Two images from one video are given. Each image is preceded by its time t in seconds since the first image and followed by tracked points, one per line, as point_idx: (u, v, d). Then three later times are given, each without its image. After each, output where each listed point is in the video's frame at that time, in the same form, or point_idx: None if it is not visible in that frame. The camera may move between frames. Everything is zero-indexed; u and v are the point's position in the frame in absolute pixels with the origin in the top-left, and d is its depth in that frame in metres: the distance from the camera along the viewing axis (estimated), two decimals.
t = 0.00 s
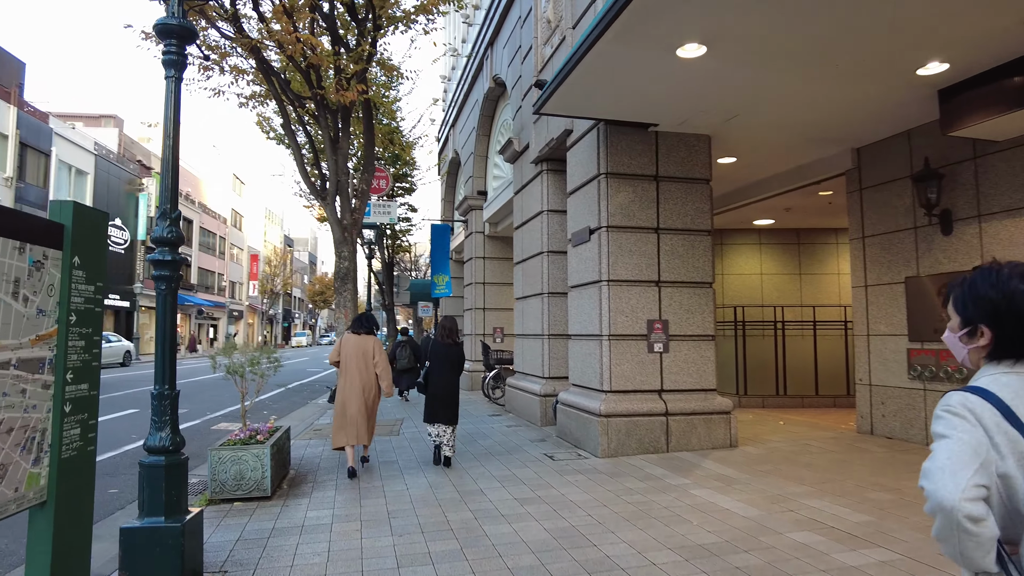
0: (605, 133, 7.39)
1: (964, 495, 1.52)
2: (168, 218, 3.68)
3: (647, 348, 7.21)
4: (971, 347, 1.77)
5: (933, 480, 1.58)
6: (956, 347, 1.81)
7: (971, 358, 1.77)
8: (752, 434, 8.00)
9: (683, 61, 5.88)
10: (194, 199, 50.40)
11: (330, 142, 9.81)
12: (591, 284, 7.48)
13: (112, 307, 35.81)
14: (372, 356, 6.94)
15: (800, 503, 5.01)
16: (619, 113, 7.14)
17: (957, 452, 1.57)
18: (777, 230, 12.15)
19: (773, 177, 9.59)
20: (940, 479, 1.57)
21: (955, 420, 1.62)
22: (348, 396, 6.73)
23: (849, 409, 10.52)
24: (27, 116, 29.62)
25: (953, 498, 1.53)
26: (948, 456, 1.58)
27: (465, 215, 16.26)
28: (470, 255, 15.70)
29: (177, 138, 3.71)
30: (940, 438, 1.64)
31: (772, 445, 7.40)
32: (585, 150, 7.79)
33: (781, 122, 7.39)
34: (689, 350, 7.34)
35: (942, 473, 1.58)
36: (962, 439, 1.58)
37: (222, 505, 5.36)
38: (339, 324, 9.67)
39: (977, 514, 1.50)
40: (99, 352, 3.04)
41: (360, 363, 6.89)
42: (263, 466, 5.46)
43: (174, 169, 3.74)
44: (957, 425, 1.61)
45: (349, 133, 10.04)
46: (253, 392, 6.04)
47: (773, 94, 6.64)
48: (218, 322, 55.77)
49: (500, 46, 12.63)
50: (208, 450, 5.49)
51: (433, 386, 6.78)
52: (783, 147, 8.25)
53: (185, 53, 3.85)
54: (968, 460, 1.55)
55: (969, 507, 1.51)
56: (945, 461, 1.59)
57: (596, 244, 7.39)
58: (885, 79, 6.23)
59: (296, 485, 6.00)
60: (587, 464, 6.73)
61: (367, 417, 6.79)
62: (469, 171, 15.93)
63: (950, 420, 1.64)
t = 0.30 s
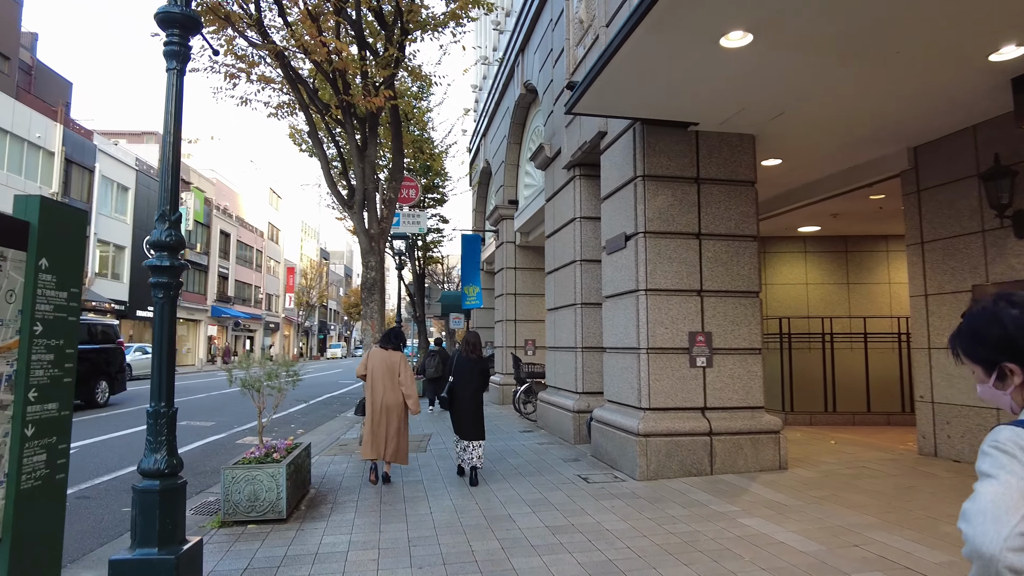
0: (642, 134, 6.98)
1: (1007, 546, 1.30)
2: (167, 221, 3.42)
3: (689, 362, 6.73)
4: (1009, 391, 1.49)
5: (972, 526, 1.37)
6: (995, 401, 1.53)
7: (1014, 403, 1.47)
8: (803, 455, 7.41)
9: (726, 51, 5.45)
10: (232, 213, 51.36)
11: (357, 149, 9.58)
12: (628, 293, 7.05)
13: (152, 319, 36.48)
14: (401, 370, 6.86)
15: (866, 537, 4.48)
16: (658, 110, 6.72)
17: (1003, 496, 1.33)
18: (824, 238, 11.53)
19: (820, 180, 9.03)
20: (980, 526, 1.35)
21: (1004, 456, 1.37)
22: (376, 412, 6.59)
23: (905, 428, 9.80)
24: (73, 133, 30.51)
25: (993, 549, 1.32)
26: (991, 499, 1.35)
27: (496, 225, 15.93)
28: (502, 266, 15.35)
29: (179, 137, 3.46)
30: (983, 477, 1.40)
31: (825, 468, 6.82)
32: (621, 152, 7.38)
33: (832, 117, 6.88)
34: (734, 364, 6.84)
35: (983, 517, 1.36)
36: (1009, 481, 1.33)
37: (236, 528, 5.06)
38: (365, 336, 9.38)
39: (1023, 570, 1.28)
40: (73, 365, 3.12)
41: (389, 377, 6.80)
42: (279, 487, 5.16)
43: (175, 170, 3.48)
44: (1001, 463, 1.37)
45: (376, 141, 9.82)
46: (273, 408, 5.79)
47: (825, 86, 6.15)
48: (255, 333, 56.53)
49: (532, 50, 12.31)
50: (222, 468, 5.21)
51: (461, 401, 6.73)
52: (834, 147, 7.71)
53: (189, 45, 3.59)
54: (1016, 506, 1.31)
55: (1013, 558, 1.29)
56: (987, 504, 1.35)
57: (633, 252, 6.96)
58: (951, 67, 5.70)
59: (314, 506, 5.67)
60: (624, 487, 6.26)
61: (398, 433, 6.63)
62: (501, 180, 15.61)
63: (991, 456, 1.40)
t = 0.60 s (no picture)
0: (674, 129, 6.59)
1: (1000, 544, 1.34)
2: (152, 216, 3.15)
3: (726, 372, 6.29)
4: (992, 390, 1.60)
5: (964, 527, 1.41)
6: (983, 403, 1.63)
7: (998, 399, 1.58)
8: (849, 472, 6.89)
9: (768, 32, 5.04)
10: (260, 222, 51.90)
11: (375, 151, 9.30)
12: (659, 299, 6.65)
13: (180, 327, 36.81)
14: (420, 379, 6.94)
15: (934, 570, 3.98)
16: (691, 101, 6.33)
17: (992, 495, 1.38)
18: (863, 241, 10.97)
19: (863, 178, 8.50)
20: (972, 527, 1.39)
21: (991, 453, 1.42)
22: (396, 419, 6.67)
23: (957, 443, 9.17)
24: (104, 144, 31.03)
25: (988, 549, 1.36)
26: (979, 498, 1.40)
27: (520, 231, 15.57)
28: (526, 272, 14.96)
29: (171, 126, 3.19)
30: (974, 479, 1.45)
31: (876, 486, 6.30)
32: (651, 149, 7.00)
33: (878, 108, 6.43)
34: (774, 374, 6.38)
35: (975, 519, 1.40)
36: (997, 479, 1.38)
37: (240, 548, 4.75)
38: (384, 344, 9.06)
39: (1020, 567, 1.32)
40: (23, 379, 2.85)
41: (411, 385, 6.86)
42: (286, 505, 4.83)
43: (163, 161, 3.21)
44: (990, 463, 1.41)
45: (395, 144, 9.57)
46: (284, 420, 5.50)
47: (872, 73, 5.71)
48: (281, 342, 56.93)
49: (556, 51, 11.98)
50: (227, 484, 4.91)
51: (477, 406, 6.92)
52: (878, 140, 7.24)
53: (181, 27, 3.30)
54: (1007, 504, 1.35)
55: (1010, 556, 1.33)
56: (976, 504, 1.40)
57: (664, 254, 6.56)
58: (1015, 49, 5.22)
59: (325, 524, 5.35)
60: (657, 506, 5.83)
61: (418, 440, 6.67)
62: (525, 185, 15.26)
63: (981, 457, 1.44)
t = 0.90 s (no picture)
0: (705, 123, 6.20)
1: None
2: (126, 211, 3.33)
3: (765, 383, 5.85)
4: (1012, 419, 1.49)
5: (1003, 552, 1.23)
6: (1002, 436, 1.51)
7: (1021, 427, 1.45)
8: (900, 492, 6.36)
9: (809, 13, 4.62)
10: (285, 233, 52.36)
11: (393, 155, 9.03)
12: (692, 304, 6.24)
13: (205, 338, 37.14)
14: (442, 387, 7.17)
15: None
16: (724, 93, 5.93)
17: None
18: (905, 244, 10.39)
19: (908, 176, 7.98)
20: (1014, 549, 1.22)
21: (1020, 475, 1.28)
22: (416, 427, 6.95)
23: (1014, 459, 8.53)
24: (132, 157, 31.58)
25: None
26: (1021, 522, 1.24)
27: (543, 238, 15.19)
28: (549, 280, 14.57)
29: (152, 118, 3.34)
30: (1004, 503, 1.29)
31: (931, 508, 5.77)
32: (680, 146, 6.62)
33: (928, 98, 5.96)
34: (817, 385, 5.91)
35: (1016, 542, 1.22)
36: None
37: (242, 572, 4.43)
38: (402, 354, 8.75)
39: None
40: None
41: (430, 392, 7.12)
42: (291, 525, 4.51)
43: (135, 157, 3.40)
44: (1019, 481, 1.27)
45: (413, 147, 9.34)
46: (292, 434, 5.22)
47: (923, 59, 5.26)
48: (306, 352, 57.21)
49: (579, 51, 11.65)
50: (229, 502, 4.61)
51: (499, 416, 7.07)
52: (926, 134, 6.74)
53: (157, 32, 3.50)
54: None
55: None
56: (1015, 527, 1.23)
57: (697, 256, 6.15)
58: None
59: (335, 545, 5.03)
60: (691, 528, 5.39)
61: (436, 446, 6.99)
62: (547, 191, 14.92)
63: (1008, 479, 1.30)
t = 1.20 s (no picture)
0: (751, 104, 5.76)
1: None
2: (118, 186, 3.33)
3: (819, 385, 5.37)
4: None
5: None
6: None
7: None
8: (970, 505, 5.78)
9: None
10: (317, 236, 52.80)
11: (418, 148, 8.73)
12: (738, 299, 5.81)
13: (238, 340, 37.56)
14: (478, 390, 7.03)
15: None
16: (772, 71, 5.46)
17: None
18: (963, 237, 9.72)
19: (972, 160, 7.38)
20: None
21: None
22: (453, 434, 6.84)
23: None
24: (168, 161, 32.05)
25: None
26: None
27: (574, 235, 14.75)
28: (580, 278, 14.13)
29: (143, 95, 3.36)
30: None
31: (1009, 524, 5.20)
32: (724, 131, 6.19)
33: (999, 72, 5.42)
34: (878, 388, 5.39)
35: None
36: None
37: None
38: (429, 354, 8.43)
39: None
40: None
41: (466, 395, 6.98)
42: (308, 535, 4.22)
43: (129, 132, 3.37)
44: None
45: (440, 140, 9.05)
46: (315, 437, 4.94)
47: (1000, 27, 4.73)
48: (339, 355, 57.61)
49: (611, 40, 11.22)
50: (242, 510, 4.34)
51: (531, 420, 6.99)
52: (996, 112, 6.14)
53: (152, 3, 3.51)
54: None
55: None
56: None
57: (743, 248, 5.72)
58: None
59: (356, 557, 4.72)
60: (741, 542, 4.94)
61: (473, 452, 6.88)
62: (578, 187, 14.49)
63: None
